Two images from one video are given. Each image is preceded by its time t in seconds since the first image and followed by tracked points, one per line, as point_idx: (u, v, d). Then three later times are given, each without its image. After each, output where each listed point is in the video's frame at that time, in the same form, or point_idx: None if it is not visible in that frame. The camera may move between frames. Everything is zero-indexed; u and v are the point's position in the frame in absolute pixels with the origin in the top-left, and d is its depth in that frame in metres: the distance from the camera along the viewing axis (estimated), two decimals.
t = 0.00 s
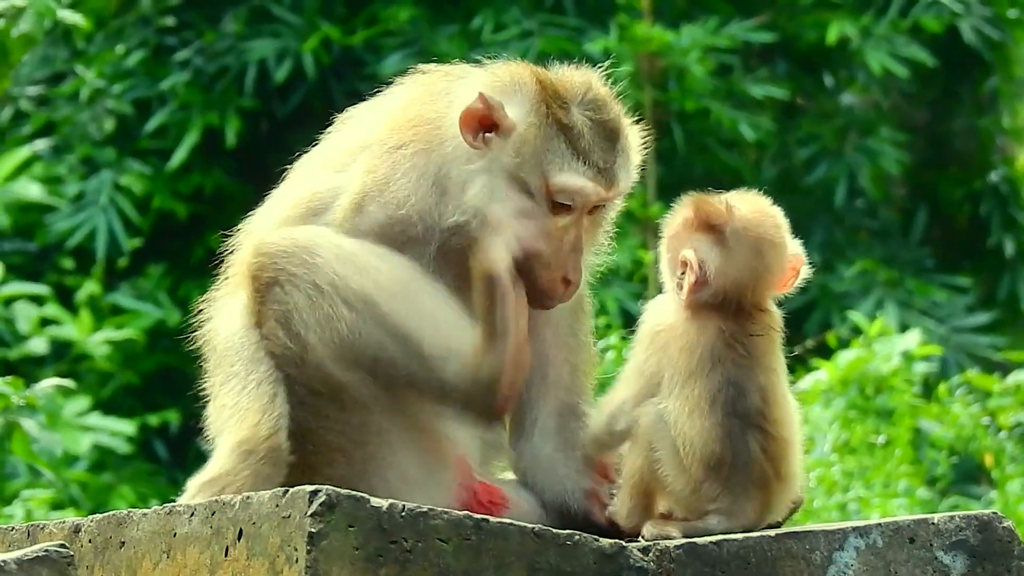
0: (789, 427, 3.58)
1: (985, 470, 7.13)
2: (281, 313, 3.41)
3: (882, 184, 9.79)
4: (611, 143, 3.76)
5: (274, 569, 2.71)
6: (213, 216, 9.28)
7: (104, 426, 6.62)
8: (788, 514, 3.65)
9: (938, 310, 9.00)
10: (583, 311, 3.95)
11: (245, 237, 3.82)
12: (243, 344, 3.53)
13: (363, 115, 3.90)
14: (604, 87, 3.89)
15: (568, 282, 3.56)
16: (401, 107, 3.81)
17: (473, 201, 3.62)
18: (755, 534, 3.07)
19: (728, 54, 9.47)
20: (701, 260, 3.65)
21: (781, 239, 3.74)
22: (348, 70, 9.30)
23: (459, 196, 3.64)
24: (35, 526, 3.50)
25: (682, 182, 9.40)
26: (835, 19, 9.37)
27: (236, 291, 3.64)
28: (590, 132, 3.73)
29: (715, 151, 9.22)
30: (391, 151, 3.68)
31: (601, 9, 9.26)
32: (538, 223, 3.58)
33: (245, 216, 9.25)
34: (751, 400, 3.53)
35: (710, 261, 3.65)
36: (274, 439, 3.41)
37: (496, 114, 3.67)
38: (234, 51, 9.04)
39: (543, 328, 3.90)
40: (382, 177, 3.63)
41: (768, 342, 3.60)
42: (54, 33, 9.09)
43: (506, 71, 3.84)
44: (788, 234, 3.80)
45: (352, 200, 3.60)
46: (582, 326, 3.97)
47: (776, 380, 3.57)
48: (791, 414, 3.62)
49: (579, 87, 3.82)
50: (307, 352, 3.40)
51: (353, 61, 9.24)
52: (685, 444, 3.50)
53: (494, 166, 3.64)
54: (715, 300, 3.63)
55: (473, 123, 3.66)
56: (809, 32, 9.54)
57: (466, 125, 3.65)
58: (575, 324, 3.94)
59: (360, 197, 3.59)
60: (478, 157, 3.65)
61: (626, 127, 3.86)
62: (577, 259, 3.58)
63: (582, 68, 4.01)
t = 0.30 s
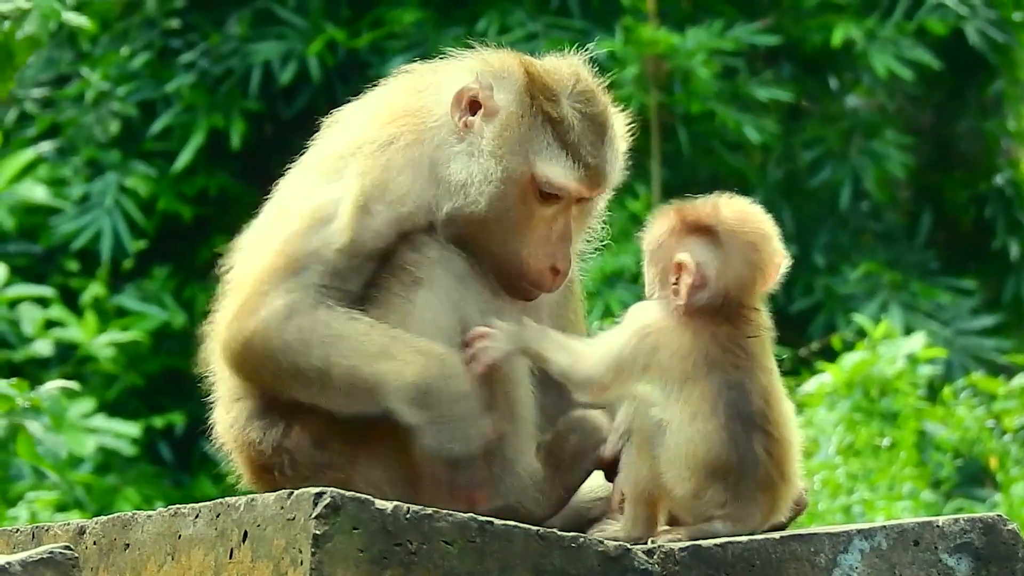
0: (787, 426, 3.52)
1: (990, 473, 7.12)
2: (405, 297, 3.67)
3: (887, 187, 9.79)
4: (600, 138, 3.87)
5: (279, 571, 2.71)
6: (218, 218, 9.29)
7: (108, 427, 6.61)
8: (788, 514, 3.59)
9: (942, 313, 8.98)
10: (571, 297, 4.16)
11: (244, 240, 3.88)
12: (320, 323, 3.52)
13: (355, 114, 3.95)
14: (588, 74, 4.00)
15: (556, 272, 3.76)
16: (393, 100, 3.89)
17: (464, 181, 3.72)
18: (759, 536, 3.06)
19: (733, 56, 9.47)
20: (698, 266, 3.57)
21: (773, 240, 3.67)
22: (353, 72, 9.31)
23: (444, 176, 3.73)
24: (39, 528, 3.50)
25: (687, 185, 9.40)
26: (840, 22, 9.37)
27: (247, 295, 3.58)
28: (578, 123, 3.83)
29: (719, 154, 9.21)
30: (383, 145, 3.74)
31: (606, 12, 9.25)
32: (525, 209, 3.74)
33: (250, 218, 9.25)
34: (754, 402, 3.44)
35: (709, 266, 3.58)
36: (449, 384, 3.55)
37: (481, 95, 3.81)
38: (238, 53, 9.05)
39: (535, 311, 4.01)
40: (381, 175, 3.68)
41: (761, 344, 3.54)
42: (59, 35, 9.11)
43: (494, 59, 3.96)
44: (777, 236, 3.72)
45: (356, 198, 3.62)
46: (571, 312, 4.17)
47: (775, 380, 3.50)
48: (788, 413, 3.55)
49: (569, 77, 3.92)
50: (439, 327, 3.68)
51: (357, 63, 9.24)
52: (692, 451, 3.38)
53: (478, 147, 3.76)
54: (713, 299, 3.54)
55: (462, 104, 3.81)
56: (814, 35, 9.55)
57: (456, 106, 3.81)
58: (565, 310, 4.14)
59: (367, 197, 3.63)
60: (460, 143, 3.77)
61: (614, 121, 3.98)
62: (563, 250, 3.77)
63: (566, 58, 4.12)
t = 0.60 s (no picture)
0: (799, 430, 3.54)
1: (992, 473, 7.13)
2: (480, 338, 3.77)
3: (889, 188, 9.80)
4: (627, 157, 3.95)
5: (280, 572, 2.72)
6: (220, 218, 9.29)
7: (109, 427, 6.61)
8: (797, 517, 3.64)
9: (944, 313, 8.98)
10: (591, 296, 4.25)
11: (266, 261, 3.90)
12: (445, 407, 3.59)
13: (352, 127, 4.05)
14: (609, 87, 4.04)
15: (586, 290, 3.93)
16: (414, 113, 3.92)
17: (498, 206, 3.79)
18: (761, 537, 3.06)
19: (735, 57, 9.47)
20: (693, 262, 3.68)
21: (768, 232, 3.72)
22: (354, 72, 9.30)
23: (481, 198, 3.79)
24: (41, 528, 3.49)
25: (689, 185, 9.40)
26: (842, 22, 9.36)
27: (369, 384, 3.57)
28: (607, 145, 3.92)
29: (721, 154, 9.21)
30: (416, 162, 3.78)
31: (608, 12, 9.23)
32: (559, 230, 3.87)
33: (252, 218, 9.26)
34: (758, 405, 3.50)
35: (698, 253, 3.68)
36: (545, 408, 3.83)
37: (512, 119, 3.86)
38: (240, 53, 9.05)
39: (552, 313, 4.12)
40: (429, 195, 3.72)
41: (767, 338, 3.57)
42: (61, 35, 9.10)
43: (520, 79, 3.98)
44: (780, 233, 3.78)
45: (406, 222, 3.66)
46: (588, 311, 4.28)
47: (783, 380, 3.54)
48: (800, 413, 3.58)
49: (595, 93, 3.96)
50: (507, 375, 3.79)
51: (359, 63, 9.24)
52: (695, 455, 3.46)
53: (512, 169, 3.83)
54: (716, 298, 3.64)
55: (490, 125, 3.86)
56: (816, 35, 9.54)
57: (483, 126, 3.86)
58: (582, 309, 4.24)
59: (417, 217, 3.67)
60: (494, 164, 3.83)
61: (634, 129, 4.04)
62: (592, 270, 3.93)
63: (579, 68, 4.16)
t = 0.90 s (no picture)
0: (805, 433, 3.49)
1: (995, 472, 7.13)
2: (479, 342, 3.79)
3: (893, 186, 9.82)
4: (640, 165, 3.93)
5: (284, 570, 2.72)
6: (224, 218, 9.29)
7: (114, 427, 6.61)
8: (797, 519, 3.59)
9: (948, 312, 8.97)
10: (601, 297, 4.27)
11: (280, 256, 3.91)
12: (427, 419, 3.62)
13: (371, 125, 4.07)
14: (626, 95, 4.00)
15: (599, 295, 3.91)
16: (429, 114, 3.92)
17: (505, 211, 3.79)
18: (764, 536, 3.05)
19: (739, 55, 9.47)
20: (699, 264, 3.62)
21: (773, 233, 3.66)
22: (359, 72, 9.32)
23: (489, 203, 3.79)
24: (44, 526, 3.49)
25: (692, 184, 9.40)
26: (845, 21, 9.36)
27: (357, 390, 3.60)
28: (619, 153, 3.90)
29: (725, 153, 9.21)
30: (427, 164, 3.78)
31: (612, 11, 9.23)
32: (567, 235, 3.86)
33: (256, 216, 9.25)
34: (764, 407, 3.44)
35: (705, 253, 3.63)
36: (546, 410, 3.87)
37: (523, 125, 3.85)
38: (244, 52, 9.06)
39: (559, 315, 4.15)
40: (436, 201, 3.72)
41: (775, 338, 3.50)
42: (66, 34, 9.12)
43: (531, 85, 3.95)
44: (785, 238, 3.69)
45: (409, 226, 3.67)
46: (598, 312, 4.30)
47: (790, 380, 3.48)
48: (805, 414, 3.52)
49: (609, 98, 3.94)
50: (507, 378, 3.80)
51: (363, 62, 9.25)
52: (700, 458, 3.44)
53: (521, 176, 3.82)
54: (723, 298, 3.58)
55: (502, 130, 3.85)
56: (820, 34, 9.55)
57: (494, 131, 3.85)
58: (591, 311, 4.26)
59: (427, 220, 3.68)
60: (503, 170, 3.83)
61: (649, 135, 4.01)
62: (604, 276, 3.90)
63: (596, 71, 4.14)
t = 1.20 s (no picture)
0: (814, 434, 3.50)
1: (999, 471, 7.12)
2: (480, 343, 3.77)
3: (897, 185, 9.81)
4: (640, 159, 3.95)
5: (287, 569, 2.72)
6: (227, 216, 9.28)
7: (117, 424, 6.61)
8: (801, 519, 3.59)
9: (952, 311, 8.95)
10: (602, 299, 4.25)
11: (280, 258, 3.91)
12: (429, 423, 3.61)
13: (368, 127, 4.06)
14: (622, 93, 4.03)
15: (609, 289, 3.91)
16: (426, 116, 3.92)
17: (505, 212, 3.80)
18: (768, 534, 3.04)
19: (743, 54, 9.46)
20: (719, 261, 3.58)
21: (789, 230, 3.65)
22: (363, 70, 9.32)
23: (489, 205, 3.79)
24: (48, 524, 3.49)
25: (697, 182, 9.39)
26: (849, 20, 9.35)
27: (358, 395, 3.60)
28: (617, 148, 3.92)
29: (728, 152, 9.20)
30: (426, 166, 3.78)
31: (616, 10, 9.23)
32: (572, 232, 3.86)
33: (260, 214, 9.25)
34: (780, 408, 3.42)
35: (728, 249, 3.60)
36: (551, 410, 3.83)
37: (520, 126, 3.86)
38: (248, 50, 9.05)
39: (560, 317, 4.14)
40: (435, 203, 3.71)
41: (791, 337, 3.49)
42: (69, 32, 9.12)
43: (526, 86, 3.97)
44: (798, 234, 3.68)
45: (409, 228, 3.66)
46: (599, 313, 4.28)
47: (801, 382, 3.47)
48: (814, 415, 3.53)
49: (605, 94, 3.98)
50: (509, 377, 3.77)
51: (367, 61, 9.26)
52: (718, 457, 3.39)
53: (520, 177, 3.83)
54: (739, 295, 3.54)
55: (499, 131, 3.85)
56: (824, 33, 9.53)
57: (492, 133, 3.85)
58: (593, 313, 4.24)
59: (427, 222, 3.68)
60: (502, 172, 3.83)
61: (648, 129, 4.03)
62: (613, 269, 3.90)
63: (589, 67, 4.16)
